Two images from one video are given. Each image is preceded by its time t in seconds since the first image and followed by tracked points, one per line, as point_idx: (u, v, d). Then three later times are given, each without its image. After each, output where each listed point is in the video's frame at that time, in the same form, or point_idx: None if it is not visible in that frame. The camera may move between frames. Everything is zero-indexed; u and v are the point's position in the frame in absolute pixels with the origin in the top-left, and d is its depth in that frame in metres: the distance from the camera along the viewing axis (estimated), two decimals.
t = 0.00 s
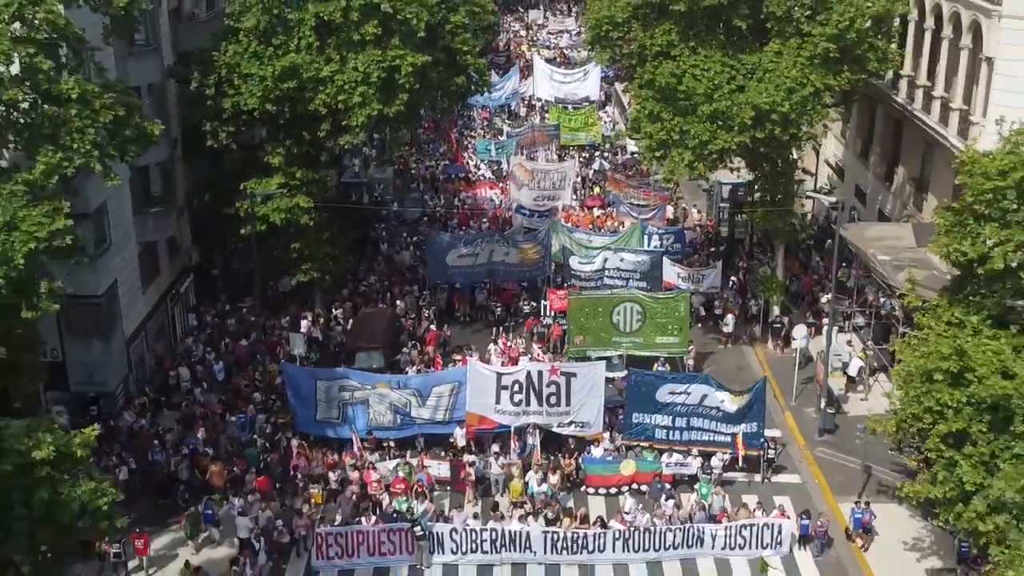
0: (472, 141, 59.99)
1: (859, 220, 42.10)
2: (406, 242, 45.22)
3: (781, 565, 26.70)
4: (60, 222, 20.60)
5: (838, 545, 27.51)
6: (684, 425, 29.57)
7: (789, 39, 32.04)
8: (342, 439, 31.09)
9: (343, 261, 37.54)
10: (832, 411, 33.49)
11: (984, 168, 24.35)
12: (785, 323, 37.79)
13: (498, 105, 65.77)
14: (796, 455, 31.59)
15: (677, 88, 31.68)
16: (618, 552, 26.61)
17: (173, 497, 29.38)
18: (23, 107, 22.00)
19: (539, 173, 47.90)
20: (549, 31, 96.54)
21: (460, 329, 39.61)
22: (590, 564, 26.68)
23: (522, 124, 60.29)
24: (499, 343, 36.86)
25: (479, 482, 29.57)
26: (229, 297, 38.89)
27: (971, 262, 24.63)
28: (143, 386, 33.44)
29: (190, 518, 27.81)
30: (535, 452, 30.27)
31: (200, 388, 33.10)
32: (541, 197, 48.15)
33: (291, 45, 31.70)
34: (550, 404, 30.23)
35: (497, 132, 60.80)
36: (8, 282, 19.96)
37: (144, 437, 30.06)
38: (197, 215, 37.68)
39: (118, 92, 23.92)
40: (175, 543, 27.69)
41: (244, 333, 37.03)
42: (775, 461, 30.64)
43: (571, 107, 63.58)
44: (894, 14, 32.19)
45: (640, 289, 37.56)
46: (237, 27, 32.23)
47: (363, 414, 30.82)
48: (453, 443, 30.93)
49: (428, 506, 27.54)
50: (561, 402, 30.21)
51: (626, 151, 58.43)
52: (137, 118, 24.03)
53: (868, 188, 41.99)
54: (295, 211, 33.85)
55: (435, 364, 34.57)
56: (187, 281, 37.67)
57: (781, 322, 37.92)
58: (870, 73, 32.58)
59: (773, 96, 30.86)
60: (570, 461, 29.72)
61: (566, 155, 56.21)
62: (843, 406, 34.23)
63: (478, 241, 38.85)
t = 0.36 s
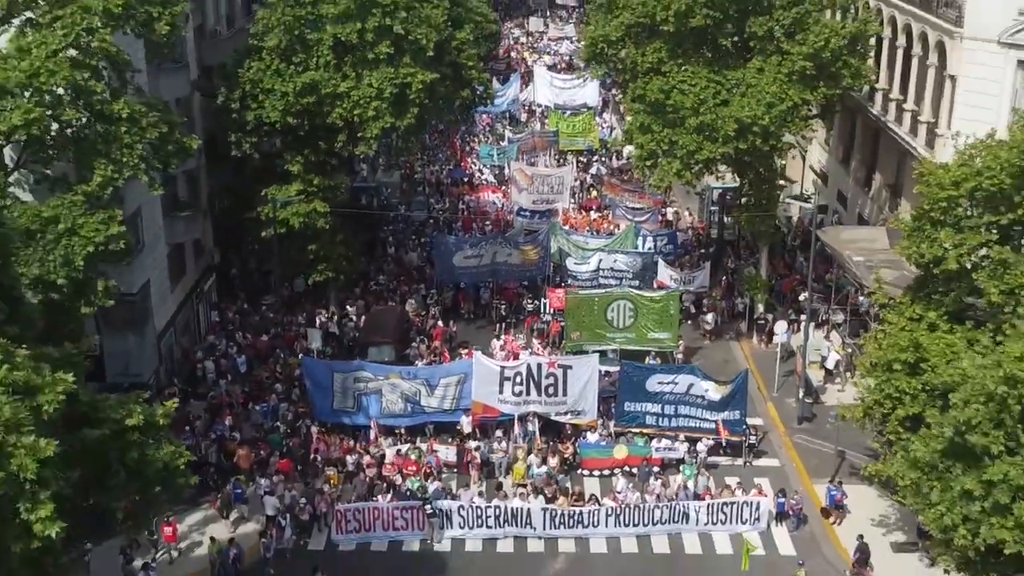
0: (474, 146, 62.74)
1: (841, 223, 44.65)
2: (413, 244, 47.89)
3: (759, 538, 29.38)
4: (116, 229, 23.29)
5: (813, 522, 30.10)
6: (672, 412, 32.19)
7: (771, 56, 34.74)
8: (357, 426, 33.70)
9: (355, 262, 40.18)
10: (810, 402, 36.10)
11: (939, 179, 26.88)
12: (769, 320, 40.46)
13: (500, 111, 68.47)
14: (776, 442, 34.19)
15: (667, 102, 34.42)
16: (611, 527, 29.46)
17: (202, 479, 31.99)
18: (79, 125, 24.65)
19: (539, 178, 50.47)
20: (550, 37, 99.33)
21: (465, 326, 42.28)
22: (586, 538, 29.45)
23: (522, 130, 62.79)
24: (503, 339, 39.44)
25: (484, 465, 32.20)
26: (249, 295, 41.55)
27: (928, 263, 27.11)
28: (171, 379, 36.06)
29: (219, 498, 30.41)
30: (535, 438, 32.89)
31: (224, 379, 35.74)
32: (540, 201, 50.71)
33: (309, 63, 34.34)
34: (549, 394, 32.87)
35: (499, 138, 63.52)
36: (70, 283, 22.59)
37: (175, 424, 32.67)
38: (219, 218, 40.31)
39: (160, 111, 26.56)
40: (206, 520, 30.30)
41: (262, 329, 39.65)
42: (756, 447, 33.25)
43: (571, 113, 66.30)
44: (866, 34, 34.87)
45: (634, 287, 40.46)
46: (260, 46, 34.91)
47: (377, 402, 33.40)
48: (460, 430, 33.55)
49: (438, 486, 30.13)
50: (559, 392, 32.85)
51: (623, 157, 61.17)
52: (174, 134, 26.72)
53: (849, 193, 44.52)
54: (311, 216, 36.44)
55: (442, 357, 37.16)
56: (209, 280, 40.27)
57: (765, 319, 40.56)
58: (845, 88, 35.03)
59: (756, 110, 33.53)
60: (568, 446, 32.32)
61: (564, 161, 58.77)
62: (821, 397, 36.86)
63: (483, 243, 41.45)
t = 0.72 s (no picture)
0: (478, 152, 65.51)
1: (827, 227, 47.17)
2: (420, 246, 50.56)
3: (742, 517, 31.99)
4: (161, 234, 25.97)
5: (793, 503, 32.70)
6: (664, 402, 34.80)
7: (756, 72, 37.32)
8: (371, 415, 36.32)
9: (368, 263, 42.83)
10: (793, 394, 38.70)
11: (904, 189, 29.27)
12: (755, 318, 43.14)
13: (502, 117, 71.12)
14: (761, 431, 36.79)
15: (659, 115, 37.09)
16: (606, 506, 32.07)
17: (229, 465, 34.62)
18: (125, 140, 27.31)
19: (539, 184, 53.24)
20: (550, 44, 102.13)
21: (471, 323, 44.96)
22: (583, 517, 32.11)
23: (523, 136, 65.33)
24: (506, 336, 42.06)
25: (489, 452, 34.81)
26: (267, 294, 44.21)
27: (897, 265, 29.64)
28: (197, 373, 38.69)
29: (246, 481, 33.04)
30: (538, 427, 35.48)
31: (247, 373, 38.38)
32: (541, 204, 53.50)
33: (328, 78, 37.24)
34: (549, 385, 35.46)
35: (501, 143, 66.23)
36: (119, 282, 25.19)
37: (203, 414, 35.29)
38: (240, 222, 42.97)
39: (196, 126, 29.16)
40: (234, 502, 32.91)
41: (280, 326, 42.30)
42: (741, 435, 35.88)
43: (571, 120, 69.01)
44: (845, 52, 37.46)
45: (631, 287, 43.15)
46: (281, 63, 37.38)
47: (389, 394, 35.97)
48: (466, 420, 36.13)
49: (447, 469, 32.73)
50: (559, 384, 35.43)
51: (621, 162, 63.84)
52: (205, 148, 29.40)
53: (834, 199, 47.03)
54: (328, 220, 39.07)
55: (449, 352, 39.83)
56: (230, 281, 42.92)
57: (752, 317, 43.23)
58: (825, 102, 37.79)
59: (741, 122, 36.12)
60: (567, 434, 34.93)
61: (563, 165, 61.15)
62: (804, 389, 39.50)
63: (487, 247, 43.79)
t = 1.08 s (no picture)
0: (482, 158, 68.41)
1: (812, 231, 49.93)
2: (427, 248, 53.35)
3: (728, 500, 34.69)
4: (198, 239, 28.73)
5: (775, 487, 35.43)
6: (656, 394, 37.51)
7: (742, 87, 40.03)
8: (384, 407, 39.06)
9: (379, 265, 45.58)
10: (778, 388, 41.44)
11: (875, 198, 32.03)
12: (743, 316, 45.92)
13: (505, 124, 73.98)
14: (747, 422, 39.53)
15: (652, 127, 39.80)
16: (602, 490, 34.79)
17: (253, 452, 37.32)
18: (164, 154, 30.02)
19: (541, 189, 56.19)
20: (551, 52, 105.10)
21: (475, 321, 47.72)
22: (581, 499, 34.82)
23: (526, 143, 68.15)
24: (509, 333, 44.84)
25: (493, 440, 37.56)
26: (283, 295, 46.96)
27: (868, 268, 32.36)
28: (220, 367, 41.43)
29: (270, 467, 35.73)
30: (539, 418, 38.23)
31: (267, 368, 41.12)
32: (541, 209, 56.23)
33: (345, 94, 40.10)
34: (549, 379, 38.12)
35: (503, 150, 69.11)
36: (161, 283, 27.94)
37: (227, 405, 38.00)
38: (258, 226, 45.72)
39: (228, 141, 31.85)
40: (258, 486, 35.59)
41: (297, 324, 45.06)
42: (728, 425, 38.62)
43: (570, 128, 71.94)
44: (825, 69, 40.20)
45: (627, 288, 45.76)
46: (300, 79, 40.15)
47: (401, 387, 38.70)
48: (472, 411, 38.86)
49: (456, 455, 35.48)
50: (558, 377, 38.08)
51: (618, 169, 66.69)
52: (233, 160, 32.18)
53: (819, 204, 49.80)
54: (343, 225, 41.79)
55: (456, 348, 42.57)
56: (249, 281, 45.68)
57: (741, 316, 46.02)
58: (807, 115, 40.55)
59: (729, 134, 38.83)
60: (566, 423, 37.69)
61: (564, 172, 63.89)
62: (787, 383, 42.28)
63: (492, 250, 46.52)
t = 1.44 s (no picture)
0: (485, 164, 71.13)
1: (798, 235, 52.67)
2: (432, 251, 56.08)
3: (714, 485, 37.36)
4: (227, 245, 31.41)
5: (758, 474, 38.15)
6: (649, 387, 40.24)
7: (730, 101, 42.72)
8: (394, 400, 41.72)
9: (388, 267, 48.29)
10: (764, 383, 44.13)
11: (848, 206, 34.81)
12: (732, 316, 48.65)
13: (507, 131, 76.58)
14: (733, 414, 42.24)
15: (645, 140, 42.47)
16: (598, 476, 37.53)
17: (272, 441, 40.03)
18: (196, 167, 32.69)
19: (542, 194, 58.54)
20: (551, 59, 107.75)
21: (478, 320, 50.42)
22: (577, 485, 37.53)
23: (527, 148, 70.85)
24: (511, 331, 47.55)
25: (497, 431, 40.25)
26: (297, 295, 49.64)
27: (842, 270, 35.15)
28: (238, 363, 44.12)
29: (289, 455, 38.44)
30: (538, 410, 40.92)
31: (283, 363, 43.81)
32: (541, 213, 58.75)
33: (357, 107, 42.72)
34: (549, 374, 40.80)
35: (505, 156, 71.76)
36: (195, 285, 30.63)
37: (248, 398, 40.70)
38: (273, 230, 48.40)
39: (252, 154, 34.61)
40: (278, 472, 38.30)
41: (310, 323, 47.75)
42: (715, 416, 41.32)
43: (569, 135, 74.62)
44: (807, 84, 42.89)
45: (622, 289, 48.35)
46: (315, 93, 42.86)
47: (410, 380, 41.33)
48: (476, 403, 41.54)
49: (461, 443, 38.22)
50: (558, 372, 40.66)
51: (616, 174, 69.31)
52: (255, 171, 34.88)
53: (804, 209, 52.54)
54: (354, 230, 44.50)
55: (461, 345, 45.28)
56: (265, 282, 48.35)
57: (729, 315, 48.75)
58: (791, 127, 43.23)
59: (716, 146, 41.50)
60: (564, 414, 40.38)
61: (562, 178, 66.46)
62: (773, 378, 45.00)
63: (495, 251, 49.28)
